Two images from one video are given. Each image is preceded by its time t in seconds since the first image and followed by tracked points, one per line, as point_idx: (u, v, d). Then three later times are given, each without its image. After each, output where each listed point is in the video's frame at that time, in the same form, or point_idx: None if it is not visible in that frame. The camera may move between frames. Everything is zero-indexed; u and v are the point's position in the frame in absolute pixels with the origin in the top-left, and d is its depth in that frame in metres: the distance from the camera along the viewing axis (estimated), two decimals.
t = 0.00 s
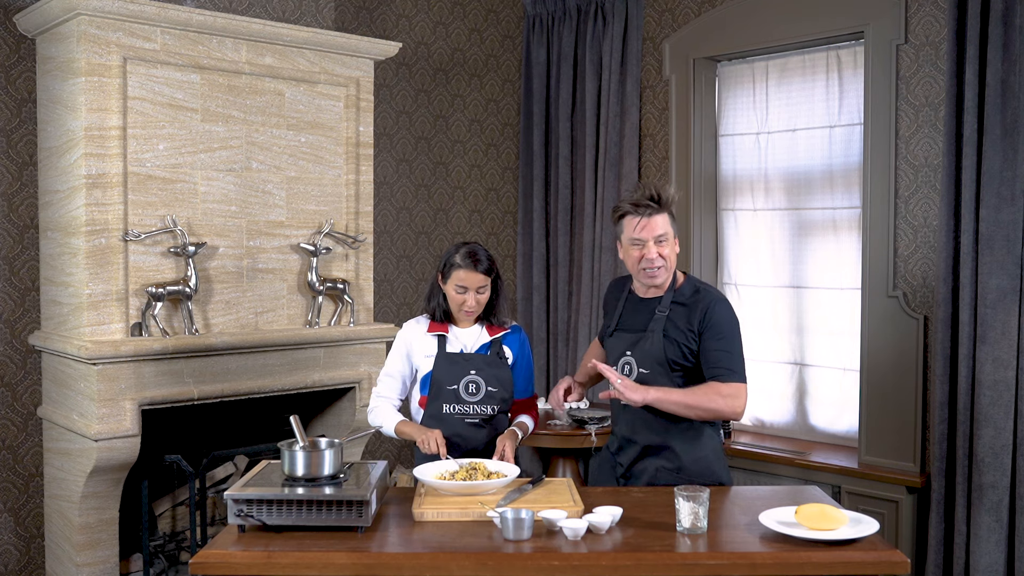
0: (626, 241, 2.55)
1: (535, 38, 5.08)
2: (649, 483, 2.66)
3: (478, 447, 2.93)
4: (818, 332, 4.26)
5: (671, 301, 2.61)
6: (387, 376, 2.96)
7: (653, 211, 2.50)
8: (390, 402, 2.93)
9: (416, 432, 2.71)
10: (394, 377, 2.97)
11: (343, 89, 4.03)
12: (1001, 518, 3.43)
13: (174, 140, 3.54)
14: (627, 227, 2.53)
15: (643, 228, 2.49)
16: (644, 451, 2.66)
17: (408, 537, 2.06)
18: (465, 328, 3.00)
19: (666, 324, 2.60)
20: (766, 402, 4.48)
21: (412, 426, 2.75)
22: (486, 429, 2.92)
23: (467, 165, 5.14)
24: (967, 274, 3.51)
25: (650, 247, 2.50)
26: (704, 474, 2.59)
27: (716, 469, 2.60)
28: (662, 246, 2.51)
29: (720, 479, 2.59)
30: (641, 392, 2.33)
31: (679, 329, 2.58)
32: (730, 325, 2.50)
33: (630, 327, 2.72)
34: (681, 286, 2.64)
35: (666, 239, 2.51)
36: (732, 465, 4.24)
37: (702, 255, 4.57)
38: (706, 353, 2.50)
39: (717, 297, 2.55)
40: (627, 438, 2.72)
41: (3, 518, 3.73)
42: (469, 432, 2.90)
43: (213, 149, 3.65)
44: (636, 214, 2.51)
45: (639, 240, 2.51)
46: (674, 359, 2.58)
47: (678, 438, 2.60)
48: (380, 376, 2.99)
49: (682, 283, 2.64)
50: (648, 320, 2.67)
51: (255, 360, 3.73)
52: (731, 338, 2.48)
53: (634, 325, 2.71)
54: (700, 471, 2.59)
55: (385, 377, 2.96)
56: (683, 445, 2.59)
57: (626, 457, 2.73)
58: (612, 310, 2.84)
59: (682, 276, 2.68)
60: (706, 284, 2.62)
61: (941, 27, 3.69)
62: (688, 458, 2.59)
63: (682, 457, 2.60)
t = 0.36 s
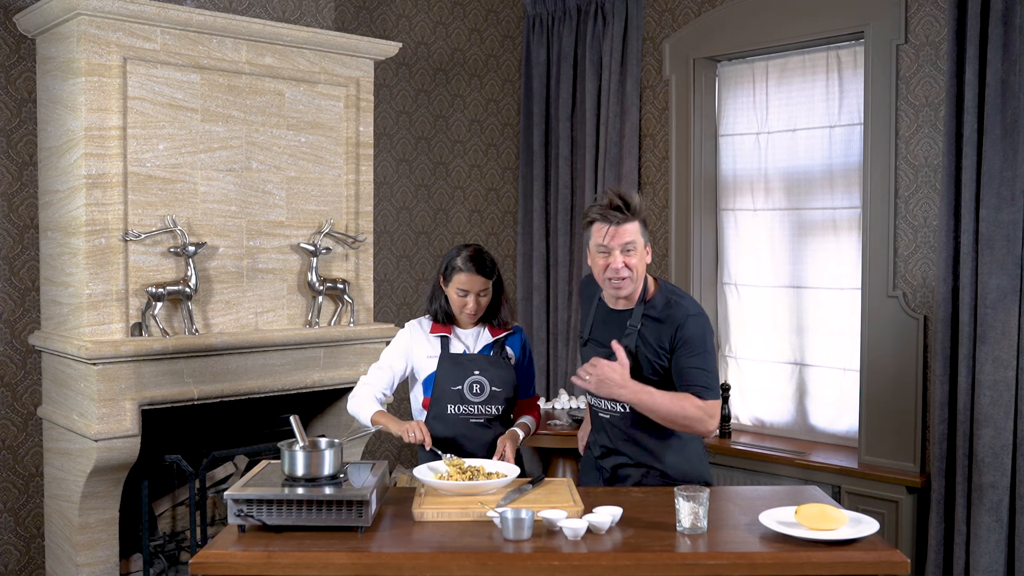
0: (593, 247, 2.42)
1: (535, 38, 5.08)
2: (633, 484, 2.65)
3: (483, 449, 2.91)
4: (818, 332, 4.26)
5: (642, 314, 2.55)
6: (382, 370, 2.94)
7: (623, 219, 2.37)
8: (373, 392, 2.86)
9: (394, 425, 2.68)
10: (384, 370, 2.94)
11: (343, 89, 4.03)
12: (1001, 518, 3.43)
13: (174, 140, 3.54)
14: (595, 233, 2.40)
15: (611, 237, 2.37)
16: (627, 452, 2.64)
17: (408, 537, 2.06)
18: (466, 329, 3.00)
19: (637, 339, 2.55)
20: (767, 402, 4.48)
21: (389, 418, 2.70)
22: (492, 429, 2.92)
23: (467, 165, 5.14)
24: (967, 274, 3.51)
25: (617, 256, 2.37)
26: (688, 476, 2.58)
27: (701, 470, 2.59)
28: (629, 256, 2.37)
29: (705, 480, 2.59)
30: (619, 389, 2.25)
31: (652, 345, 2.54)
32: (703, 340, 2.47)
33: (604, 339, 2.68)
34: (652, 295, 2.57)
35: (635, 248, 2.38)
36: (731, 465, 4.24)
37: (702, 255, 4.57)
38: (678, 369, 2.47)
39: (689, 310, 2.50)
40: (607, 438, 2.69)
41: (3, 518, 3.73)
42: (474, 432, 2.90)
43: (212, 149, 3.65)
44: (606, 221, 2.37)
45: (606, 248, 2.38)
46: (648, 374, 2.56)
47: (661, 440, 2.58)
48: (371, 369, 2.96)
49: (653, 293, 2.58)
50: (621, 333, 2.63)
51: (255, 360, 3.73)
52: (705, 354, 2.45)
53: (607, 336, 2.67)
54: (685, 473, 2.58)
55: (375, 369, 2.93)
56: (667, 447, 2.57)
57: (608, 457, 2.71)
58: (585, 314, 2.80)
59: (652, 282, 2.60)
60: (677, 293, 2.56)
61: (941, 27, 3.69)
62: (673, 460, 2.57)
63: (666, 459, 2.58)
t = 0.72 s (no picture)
0: (573, 263, 2.39)
1: (535, 38, 5.08)
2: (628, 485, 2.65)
3: (483, 449, 2.92)
4: (818, 332, 4.26)
5: (628, 328, 2.54)
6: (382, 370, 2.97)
7: (604, 234, 2.35)
8: (370, 393, 2.91)
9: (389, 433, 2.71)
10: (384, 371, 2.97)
11: (343, 89, 4.03)
12: (1001, 518, 3.43)
13: (174, 140, 3.54)
14: (575, 250, 2.37)
15: (591, 253, 2.34)
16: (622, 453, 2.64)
17: (408, 537, 2.06)
18: (467, 330, 2.99)
19: (626, 355, 2.53)
20: (767, 402, 4.48)
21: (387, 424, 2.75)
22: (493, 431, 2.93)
23: (467, 165, 5.14)
24: (967, 274, 3.51)
25: (597, 273, 2.35)
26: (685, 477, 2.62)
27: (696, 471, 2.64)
28: (610, 273, 2.36)
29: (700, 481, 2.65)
30: (615, 417, 2.34)
31: (640, 360, 2.53)
32: (692, 352, 2.48)
33: (589, 354, 2.65)
34: (634, 308, 2.54)
35: (616, 266, 2.36)
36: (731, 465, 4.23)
37: (702, 255, 4.57)
38: (673, 382, 2.49)
39: (676, 322, 2.50)
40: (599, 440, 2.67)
41: (3, 518, 3.73)
42: (474, 433, 2.90)
43: (213, 149, 3.65)
44: (585, 237, 2.35)
45: (587, 264, 2.36)
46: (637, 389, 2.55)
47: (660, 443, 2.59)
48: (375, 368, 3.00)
49: (635, 304, 2.55)
50: (607, 348, 2.60)
51: (255, 360, 3.73)
52: (697, 366, 2.47)
53: (592, 351, 2.65)
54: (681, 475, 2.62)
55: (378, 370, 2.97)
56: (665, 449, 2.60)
57: (600, 460, 2.69)
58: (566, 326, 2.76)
59: (634, 293, 2.56)
60: (660, 303, 2.55)
61: (941, 28, 3.69)
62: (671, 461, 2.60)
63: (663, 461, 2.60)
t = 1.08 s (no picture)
0: (573, 267, 2.38)
1: (535, 38, 5.08)
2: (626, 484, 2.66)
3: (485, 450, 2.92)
4: (818, 332, 4.26)
5: (629, 331, 2.53)
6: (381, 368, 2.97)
7: (605, 239, 2.34)
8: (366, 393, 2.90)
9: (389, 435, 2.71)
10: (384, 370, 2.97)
11: (343, 89, 4.03)
12: (1001, 518, 3.43)
13: (174, 140, 3.54)
14: (576, 255, 2.36)
15: (592, 258, 2.33)
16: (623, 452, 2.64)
17: (408, 537, 2.06)
18: (468, 331, 2.99)
19: (629, 358, 2.53)
20: (767, 402, 4.47)
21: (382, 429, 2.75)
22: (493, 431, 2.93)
23: (467, 165, 5.14)
24: (967, 274, 3.51)
25: (598, 278, 2.35)
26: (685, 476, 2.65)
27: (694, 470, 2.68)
28: (611, 278, 2.36)
29: (698, 481, 2.68)
30: (620, 424, 2.38)
31: (642, 362, 2.53)
32: (695, 353, 2.48)
33: (589, 356, 2.64)
34: (636, 310, 2.54)
35: (617, 270, 2.36)
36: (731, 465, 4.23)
37: (702, 255, 4.57)
38: (676, 384, 2.50)
39: (678, 324, 2.50)
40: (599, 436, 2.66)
41: (3, 518, 3.73)
42: (475, 434, 2.91)
43: (213, 149, 3.65)
44: (586, 242, 2.33)
45: (587, 270, 2.35)
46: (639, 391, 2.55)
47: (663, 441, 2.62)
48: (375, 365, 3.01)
49: (636, 307, 2.55)
50: (608, 351, 2.60)
51: (255, 360, 3.73)
52: (701, 367, 2.48)
53: (592, 353, 2.64)
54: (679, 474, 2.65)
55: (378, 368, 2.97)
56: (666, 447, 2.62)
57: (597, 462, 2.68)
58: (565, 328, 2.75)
59: (634, 294, 2.56)
60: (661, 305, 2.54)
61: (941, 28, 3.69)
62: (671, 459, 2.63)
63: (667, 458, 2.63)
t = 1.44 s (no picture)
0: (578, 250, 2.41)
1: (535, 38, 5.08)
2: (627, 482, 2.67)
3: (485, 450, 2.92)
4: (818, 333, 4.26)
5: (636, 318, 2.57)
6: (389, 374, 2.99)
7: (610, 222, 2.37)
8: (386, 399, 2.93)
9: (401, 427, 2.74)
10: (394, 376, 2.99)
11: (343, 89, 4.03)
12: (1001, 518, 3.43)
13: (174, 140, 3.54)
14: (581, 237, 2.39)
15: (597, 239, 2.37)
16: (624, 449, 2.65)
17: (408, 537, 2.06)
18: (470, 331, 2.99)
19: (636, 346, 2.56)
20: (767, 402, 4.47)
21: (400, 422, 2.77)
22: (494, 431, 2.94)
23: (467, 165, 5.14)
24: (967, 274, 3.51)
25: (602, 260, 2.37)
26: (686, 472, 2.65)
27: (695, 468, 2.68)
28: (615, 261, 2.38)
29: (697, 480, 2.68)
30: (631, 414, 2.36)
31: (649, 350, 2.56)
32: (701, 339, 2.52)
33: (595, 347, 2.67)
34: (641, 299, 2.58)
35: (620, 253, 2.38)
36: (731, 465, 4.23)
37: (702, 255, 4.57)
38: (683, 371, 2.53)
39: (683, 311, 2.54)
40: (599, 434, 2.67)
41: (3, 518, 3.73)
42: (475, 433, 2.92)
43: (213, 149, 3.65)
44: (591, 223, 2.37)
45: (591, 252, 2.38)
46: (646, 379, 2.58)
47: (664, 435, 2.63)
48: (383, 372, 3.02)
49: (642, 296, 2.59)
50: (615, 340, 2.63)
51: (255, 360, 3.73)
52: (706, 353, 2.52)
53: (598, 344, 2.67)
54: (680, 470, 2.65)
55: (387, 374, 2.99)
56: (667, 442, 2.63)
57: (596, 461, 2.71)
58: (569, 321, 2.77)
59: (639, 284, 2.61)
60: (666, 294, 2.59)
61: (941, 28, 3.69)
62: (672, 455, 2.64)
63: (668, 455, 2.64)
